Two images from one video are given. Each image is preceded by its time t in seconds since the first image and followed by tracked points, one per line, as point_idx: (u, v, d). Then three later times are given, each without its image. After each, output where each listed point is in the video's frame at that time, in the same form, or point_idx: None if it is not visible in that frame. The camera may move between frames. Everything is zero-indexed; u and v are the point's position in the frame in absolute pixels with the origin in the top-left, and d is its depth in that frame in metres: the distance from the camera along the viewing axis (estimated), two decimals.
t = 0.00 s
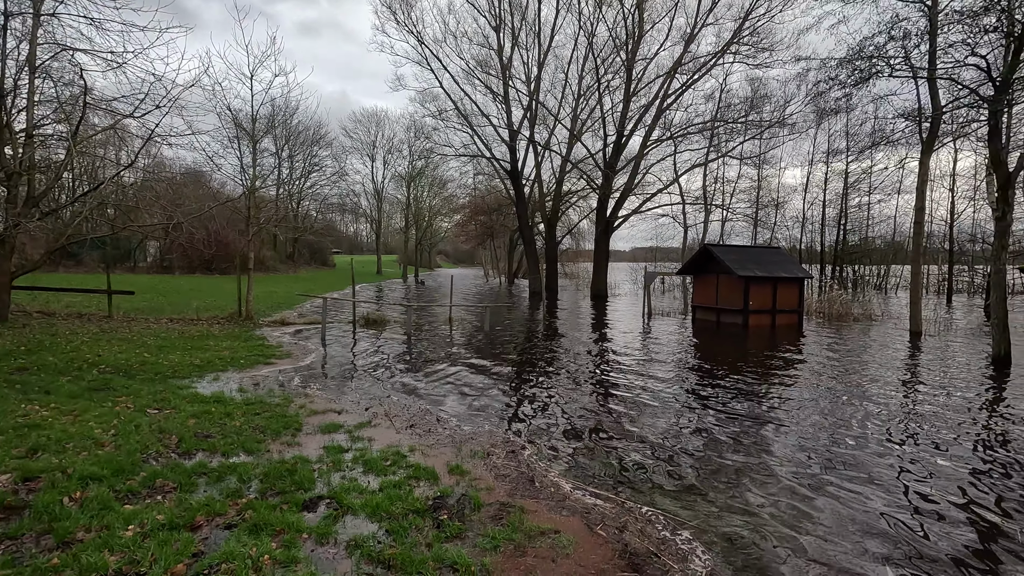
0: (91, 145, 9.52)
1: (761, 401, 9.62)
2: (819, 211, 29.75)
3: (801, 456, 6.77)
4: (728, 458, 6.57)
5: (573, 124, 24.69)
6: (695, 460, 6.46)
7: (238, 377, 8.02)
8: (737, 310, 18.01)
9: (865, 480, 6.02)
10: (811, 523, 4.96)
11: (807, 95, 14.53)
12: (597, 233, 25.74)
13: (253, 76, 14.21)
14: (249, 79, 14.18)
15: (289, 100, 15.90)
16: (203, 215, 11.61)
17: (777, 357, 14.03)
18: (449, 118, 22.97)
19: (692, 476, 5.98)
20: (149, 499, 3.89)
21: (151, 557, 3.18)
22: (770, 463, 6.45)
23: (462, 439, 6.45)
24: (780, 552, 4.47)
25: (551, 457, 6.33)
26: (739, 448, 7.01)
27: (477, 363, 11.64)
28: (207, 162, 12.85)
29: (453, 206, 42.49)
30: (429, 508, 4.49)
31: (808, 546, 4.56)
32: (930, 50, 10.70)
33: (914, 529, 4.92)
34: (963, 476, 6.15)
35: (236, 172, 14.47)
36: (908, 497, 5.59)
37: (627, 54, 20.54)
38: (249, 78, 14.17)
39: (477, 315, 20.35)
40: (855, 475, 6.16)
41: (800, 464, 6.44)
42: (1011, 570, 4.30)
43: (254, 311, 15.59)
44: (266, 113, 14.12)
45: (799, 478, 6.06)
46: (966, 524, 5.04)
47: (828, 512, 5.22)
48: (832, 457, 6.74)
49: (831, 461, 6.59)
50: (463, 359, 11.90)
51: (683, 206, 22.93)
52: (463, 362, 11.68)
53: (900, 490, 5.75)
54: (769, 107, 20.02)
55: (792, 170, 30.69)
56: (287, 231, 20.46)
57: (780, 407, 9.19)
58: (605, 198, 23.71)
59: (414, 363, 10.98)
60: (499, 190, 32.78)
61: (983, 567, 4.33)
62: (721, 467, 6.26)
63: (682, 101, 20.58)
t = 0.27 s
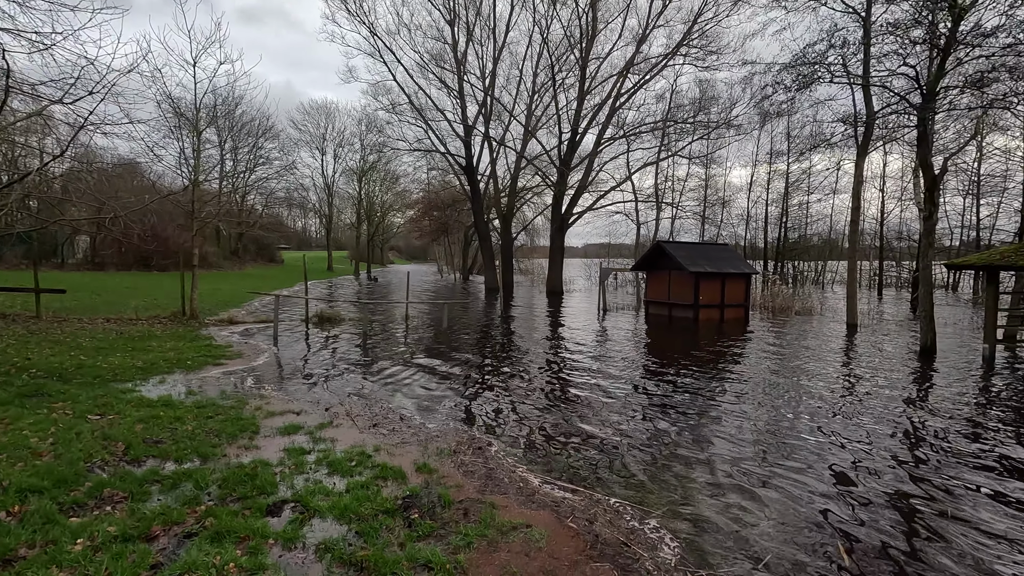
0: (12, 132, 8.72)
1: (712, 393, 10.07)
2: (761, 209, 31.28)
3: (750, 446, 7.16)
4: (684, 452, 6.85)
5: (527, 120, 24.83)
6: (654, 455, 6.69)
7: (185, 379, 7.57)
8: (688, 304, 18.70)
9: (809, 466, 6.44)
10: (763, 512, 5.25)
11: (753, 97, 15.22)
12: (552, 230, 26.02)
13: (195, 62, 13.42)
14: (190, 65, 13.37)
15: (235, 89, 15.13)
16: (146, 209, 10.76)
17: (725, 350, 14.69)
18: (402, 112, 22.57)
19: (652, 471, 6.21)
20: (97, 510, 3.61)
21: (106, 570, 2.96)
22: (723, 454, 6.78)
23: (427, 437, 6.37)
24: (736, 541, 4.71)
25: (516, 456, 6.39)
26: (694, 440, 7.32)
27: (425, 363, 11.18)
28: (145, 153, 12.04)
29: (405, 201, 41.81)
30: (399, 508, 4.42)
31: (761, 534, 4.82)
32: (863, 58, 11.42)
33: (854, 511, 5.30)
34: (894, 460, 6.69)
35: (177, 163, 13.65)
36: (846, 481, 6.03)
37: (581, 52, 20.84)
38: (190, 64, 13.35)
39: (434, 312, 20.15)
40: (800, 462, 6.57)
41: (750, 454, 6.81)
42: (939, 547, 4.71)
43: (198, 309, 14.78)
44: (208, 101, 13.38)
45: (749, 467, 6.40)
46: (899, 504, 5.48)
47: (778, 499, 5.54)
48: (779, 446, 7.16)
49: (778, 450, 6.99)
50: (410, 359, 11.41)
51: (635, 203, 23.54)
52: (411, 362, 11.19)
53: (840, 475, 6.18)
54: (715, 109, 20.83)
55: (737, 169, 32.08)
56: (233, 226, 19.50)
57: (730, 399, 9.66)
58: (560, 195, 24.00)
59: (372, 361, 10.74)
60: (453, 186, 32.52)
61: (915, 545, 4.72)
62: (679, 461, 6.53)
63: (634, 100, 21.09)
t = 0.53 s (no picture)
0: None
1: (656, 386, 10.51)
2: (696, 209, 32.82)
3: (693, 435, 7.53)
4: (633, 444, 7.10)
5: (472, 117, 24.79)
6: (604, 448, 6.89)
7: (113, 385, 7.02)
8: (631, 300, 19.35)
9: (746, 452, 6.85)
10: (708, 498, 5.54)
11: (690, 101, 15.92)
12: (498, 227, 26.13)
13: (116, 44, 12.44)
14: (111, 48, 12.37)
15: (161, 75, 14.15)
16: (66, 205, 9.76)
17: (666, 344, 15.33)
18: (343, 105, 21.91)
19: (603, 464, 6.39)
20: (23, 527, 3.30)
21: None
22: (668, 445, 7.09)
23: (381, 437, 6.25)
24: (684, 527, 4.94)
25: (471, 454, 6.39)
26: (641, 432, 7.60)
27: (366, 364, 10.79)
28: (58, 141, 11.03)
29: (347, 198, 40.60)
30: (357, 509, 4.32)
31: (708, 519, 5.09)
32: (789, 67, 12.25)
33: (789, 490, 5.69)
34: (821, 442, 7.23)
35: (96, 153, 12.59)
36: (781, 463, 6.50)
37: (525, 51, 21.04)
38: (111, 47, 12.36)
39: (379, 311, 19.74)
40: (739, 449, 6.97)
41: (693, 443, 7.15)
42: (863, 519, 5.14)
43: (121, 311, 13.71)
44: (131, 87, 12.43)
45: (693, 455, 6.73)
46: (827, 482, 5.94)
47: (721, 485, 5.86)
48: (719, 434, 7.57)
49: (718, 439, 7.39)
50: (351, 360, 10.98)
51: (579, 202, 24.06)
52: (351, 363, 10.75)
53: (775, 458, 6.62)
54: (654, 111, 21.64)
55: (674, 171, 33.51)
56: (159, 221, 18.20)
57: (672, 392, 10.10)
58: (506, 193, 24.13)
59: (318, 362, 10.40)
60: (397, 182, 31.94)
61: (843, 519, 5.13)
62: (628, 453, 6.76)
63: (577, 101, 21.53)
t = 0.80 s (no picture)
0: None
1: (586, 383, 10.92)
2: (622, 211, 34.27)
3: (621, 428, 7.94)
4: (565, 438, 7.38)
5: (401, 115, 24.41)
6: (539, 444, 7.11)
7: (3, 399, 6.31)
8: (562, 298, 19.88)
9: (668, 443, 7.32)
10: (636, 486, 5.88)
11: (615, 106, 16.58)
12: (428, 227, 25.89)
13: None
14: None
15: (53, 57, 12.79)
16: None
17: (595, 341, 15.93)
18: (263, 98, 20.83)
19: (537, 458, 6.61)
20: None
21: None
22: (599, 439, 7.43)
23: (316, 440, 6.08)
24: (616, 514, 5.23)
25: (407, 454, 6.38)
26: (574, 427, 7.91)
27: (291, 368, 10.33)
28: None
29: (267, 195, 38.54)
30: (295, 513, 4.20)
31: (636, 506, 5.42)
32: (703, 79, 13.17)
33: (705, 476, 6.17)
34: (732, 430, 7.87)
35: None
36: (701, 452, 7.03)
37: (455, 51, 21.04)
38: None
39: (305, 314, 18.96)
40: (662, 440, 7.44)
41: (621, 436, 7.54)
42: (772, 499, 5.67)
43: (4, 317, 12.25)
44: (16, 69, 11.14)
45: (621, 448, 7.09)
46: (738, 465, 6.48)
47: (648, 473, 6.23)
48: (644, 427, 8.03)
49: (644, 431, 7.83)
50: (275, 364, 10.48)
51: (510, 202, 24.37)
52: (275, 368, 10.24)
53: (693, 447, 7.14)
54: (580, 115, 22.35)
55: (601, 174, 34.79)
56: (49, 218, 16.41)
57: (601, 387, 10.56)
58: (437, 192, 23.98)
59: (241, 368, 9.86)
60: (323, 180, 30.77)
61: (755, 501, 5.62)
62: (561, 448, 7.01)
63: (507, 102, 21.80)
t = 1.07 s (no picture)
0: None
1: (514, 382, 11.18)
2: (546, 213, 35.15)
3: (547, 426, 8.26)
4: (495, 437, 7.56)
5: (320, 111, 23.52)
6: (469, 443, 7.24)
7: None
8: (489, 299, 20.10)
9: (592, 439, 7.72)
10: (563, 480, 6.18)
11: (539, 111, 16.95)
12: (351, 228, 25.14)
13: None
14: None
15: None
16: None
17: (522, 341, 16.30)
18: (165, 87, 19.28)
19: (467, 456, 6.74)
20: None
21: None
22: (527, 436, 7.68)
23: (239, 450, 5.82)
24: (545, 506, 5.47)
25: (336, 458, 6.28)
26: (504, 427, 8.11)
27: (205, 376, 9.72)
28: None
29: (170, 191, 35.58)
30: (220, 525, 4.04)
31: (564, 497, 5.72)
32: (620, 89, 13.91)
33: (626, 468, 6.61)
34: (649, 426, 8.45)
35: None
36: (624, 447, 7.46)
37: (377, 48, 20.61)
38: None
39: (217, 319, 17.78)
40: (587, 437, 7.83)
41: (548, 434, 7.85)
42: (686, 486, 6.17)
43: None
44: None
45: (548, 445, 7.39)
46: (655, 458, 7.00)
47: (574, 468, 6.56)
48: (569, 425, 8.40)
49: (569, 428, 8.20)
50: (187, 373, 9.81)
51: (436, 203, 24.21)
52: (186, 377, 9.59)
53: (615, 443, 7.59)
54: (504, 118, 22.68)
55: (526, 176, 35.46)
56: None
57: (529, 387, 10.87)
58: (359, 192, 23.34)
59: (146, 379, 9.13)
60: (235, 176, 28.94)
61: (671, 488, 6.10)
62: (491, 446, 7.19)
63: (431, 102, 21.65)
